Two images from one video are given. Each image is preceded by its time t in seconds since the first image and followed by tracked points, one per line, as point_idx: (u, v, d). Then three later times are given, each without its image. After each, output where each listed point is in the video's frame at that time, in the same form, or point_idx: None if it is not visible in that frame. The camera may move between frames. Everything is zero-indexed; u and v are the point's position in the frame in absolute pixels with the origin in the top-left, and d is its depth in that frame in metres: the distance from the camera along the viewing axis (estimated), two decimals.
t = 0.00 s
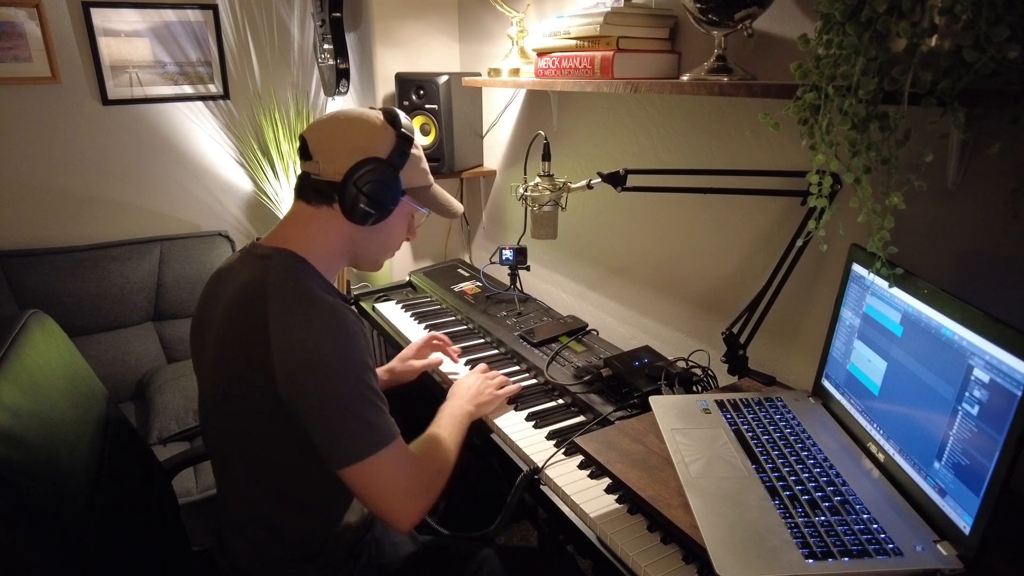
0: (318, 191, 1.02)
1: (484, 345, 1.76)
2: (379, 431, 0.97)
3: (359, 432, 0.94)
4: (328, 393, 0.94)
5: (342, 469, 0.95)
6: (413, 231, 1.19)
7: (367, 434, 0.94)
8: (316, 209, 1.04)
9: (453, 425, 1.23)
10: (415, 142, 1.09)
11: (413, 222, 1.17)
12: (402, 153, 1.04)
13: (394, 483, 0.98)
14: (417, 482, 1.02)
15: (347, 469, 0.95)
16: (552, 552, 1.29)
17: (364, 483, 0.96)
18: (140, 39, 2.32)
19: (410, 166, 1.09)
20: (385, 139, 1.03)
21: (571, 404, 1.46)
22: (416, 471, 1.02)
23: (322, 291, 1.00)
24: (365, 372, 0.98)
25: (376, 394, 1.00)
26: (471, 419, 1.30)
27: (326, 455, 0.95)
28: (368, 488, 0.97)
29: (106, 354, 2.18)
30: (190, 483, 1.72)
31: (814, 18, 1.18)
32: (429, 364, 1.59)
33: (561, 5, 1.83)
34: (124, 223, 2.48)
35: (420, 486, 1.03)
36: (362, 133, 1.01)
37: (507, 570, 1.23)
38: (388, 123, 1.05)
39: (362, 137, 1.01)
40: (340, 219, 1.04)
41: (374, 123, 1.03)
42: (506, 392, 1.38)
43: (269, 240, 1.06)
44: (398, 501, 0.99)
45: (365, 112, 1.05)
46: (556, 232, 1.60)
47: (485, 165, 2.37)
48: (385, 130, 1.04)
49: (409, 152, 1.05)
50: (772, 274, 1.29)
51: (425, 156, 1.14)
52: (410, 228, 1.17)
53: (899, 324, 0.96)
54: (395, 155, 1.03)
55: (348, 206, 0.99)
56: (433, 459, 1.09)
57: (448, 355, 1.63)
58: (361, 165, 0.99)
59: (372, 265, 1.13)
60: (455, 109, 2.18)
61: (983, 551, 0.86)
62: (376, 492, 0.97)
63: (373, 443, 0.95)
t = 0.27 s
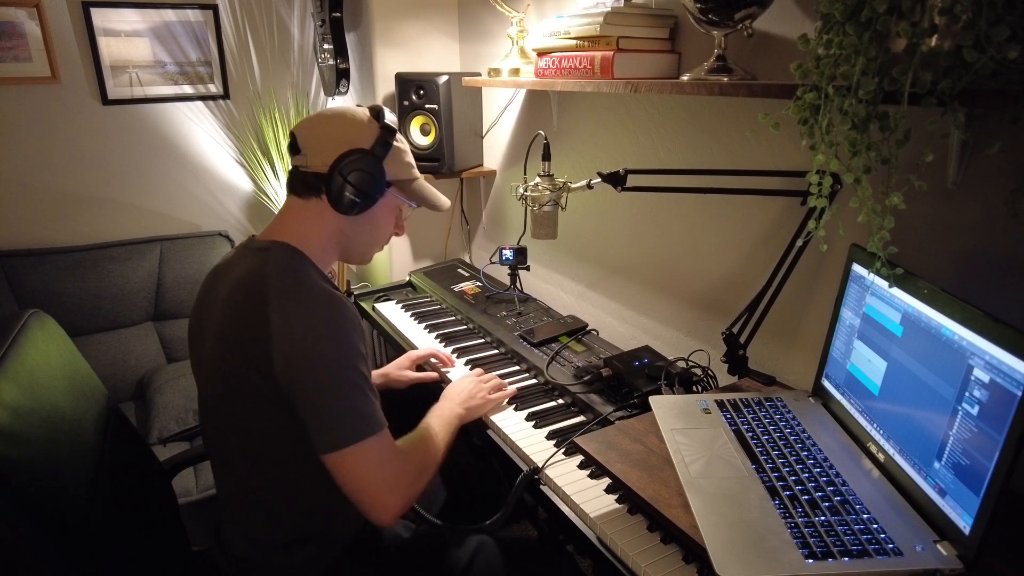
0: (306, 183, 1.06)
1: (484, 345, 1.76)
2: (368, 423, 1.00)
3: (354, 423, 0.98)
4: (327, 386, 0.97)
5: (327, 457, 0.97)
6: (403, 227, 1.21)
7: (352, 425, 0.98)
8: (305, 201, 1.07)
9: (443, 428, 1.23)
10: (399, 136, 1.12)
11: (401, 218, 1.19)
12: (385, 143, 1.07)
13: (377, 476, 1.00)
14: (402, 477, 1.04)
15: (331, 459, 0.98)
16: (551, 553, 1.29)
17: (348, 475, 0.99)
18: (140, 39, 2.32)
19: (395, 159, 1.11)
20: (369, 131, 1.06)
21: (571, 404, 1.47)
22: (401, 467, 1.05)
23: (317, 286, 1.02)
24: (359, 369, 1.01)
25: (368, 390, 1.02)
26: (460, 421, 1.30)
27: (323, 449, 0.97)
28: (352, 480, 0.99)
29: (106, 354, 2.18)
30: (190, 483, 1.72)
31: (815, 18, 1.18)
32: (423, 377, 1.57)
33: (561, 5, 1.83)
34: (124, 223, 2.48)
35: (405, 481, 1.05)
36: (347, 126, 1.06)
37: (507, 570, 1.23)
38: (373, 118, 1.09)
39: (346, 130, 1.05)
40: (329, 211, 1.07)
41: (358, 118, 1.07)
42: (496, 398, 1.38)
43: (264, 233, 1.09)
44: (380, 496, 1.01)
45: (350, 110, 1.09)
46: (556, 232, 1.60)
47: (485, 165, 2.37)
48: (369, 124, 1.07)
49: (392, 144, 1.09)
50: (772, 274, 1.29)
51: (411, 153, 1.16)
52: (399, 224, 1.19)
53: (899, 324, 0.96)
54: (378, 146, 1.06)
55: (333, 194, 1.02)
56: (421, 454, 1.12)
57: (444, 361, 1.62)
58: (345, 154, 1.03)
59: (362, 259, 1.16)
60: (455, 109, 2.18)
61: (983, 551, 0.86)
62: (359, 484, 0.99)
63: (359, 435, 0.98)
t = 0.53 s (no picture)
0: (306, 186, 1.06)
1: (484, 345, 1.76)
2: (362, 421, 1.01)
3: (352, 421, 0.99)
4: (327, 386, 0.97)
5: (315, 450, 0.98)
6: (400, 232, 1.21)
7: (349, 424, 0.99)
8: (304, 203, 1.07)
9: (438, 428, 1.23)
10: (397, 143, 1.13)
11: (399, 223, 1.19)
12: (384, 149, 1.08)
13: (363, 468, 1.01)
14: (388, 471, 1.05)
15: (321, 451, 0.98)
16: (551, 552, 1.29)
17: (336, 468, 0.99)
18: (140, 39, 2.32)
19: (393, 165, 1.11)
20: (369, 136, 1.07)
21: (571, 404, 1.47)
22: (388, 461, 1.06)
23: (316, 286, 1.02)
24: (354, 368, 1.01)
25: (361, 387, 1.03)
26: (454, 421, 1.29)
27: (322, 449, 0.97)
28: (338, 472, 1.00)
29: (105, 354, 2.18)
30: (190, 483, 1.72)
31: (814, 18, 1.18)
32: (429, 377, 1.57)
33: (561, 5, 1.83)
34: (124, 223, 2.48)
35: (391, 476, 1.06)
36: (347, 131, 1.06)
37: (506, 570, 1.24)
38: (372, 123, 1.09)
39: (346, 136, 1.06)
40: (327, 213, 1.07)
41: (358, 124, 1.08)
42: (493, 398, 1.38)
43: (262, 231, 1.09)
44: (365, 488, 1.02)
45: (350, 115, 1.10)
46: (556, 232, 1.60)
47: (485, 165, 2.37)
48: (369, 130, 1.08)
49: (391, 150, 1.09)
50: (772, 274, 1.29)
51: (409, 159, 1.16)
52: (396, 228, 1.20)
53: (899, 324, 0.96)
54: (377, 151, 1.07)
55: (332, 196, 1.03)
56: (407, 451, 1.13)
57: (449, 363, 1.62)
58: (344, 159, 1.03)
59: (358, 261, 1.16)
60: (455, 109, 2.18)
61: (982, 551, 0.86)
62: (345, 476, 1.00)
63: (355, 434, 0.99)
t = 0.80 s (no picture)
0: (302, 186, 1.06)
1: (484, 345, 1.76)
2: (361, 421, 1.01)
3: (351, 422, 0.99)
4: (326, 387, 0.97)
5: (311, 449, 0.98)
6: (394, 233, 1.22)
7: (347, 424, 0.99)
8: (300, 203, 1.07)
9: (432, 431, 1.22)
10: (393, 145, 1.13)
11: (394, 223, 1.20)
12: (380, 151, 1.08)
13: (357, 464, 1.01)
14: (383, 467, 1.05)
15: (316, 449, 0.98)
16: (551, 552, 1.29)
17: (331, 465, 0.99)
18: (140, 39, 2.32)
19: (388, 166, 1.12)
20: (364, 137, 1.07)
21: (571, 404, 1.47)
22: (384, 458, 1.06)
23: (315, 286, 1.02)
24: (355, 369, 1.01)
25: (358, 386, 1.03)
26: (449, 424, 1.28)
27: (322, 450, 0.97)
28: (332, 469, 1.00)
29: (105, 354, 2.18)
30: (190, 483, 1.72)
31: (814, 18, 1.18)
32: (425, 377, 1.56)
33: (561, 5, 1.83)
34: (124, 223, 2.48)
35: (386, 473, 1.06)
36: (342, 132, 1.06)
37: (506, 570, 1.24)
38: (368, 124, 1.10)
39: (342, 137, 1.06)
40: (323, 213, 1.08)
41: (354, 125, 1.08)
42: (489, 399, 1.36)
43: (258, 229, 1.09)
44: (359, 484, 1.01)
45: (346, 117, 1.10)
46: (556, 232, 1.60)
47: (485, 165, 2.37)
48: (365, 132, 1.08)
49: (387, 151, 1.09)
50: (772, 274, 1.29)
51: (404, 160, 1.17)
52: (390, 229, 1.20)
53: (899, 324, 0.96)
54: (373, 152, 1.07)
55: (328, 197, 1.03)
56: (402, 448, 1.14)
57: (448, 363, 1.61)
58: (340, 159, 1.03)
59: (352, 261, 1.16)
60: (455, 109, 2.18)
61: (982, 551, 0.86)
62: (339, 472, 1.00)
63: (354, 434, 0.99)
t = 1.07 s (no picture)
0: (302, 184, 1.06)
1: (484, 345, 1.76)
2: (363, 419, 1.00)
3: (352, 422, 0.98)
4: (325, 386, 0.97)
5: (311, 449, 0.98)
6: (393, 231, 1.22)
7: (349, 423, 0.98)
8: (300, 202, 1.07)
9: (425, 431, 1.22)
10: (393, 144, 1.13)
11: (393, 221, 1.20)
12: (380, 149, 1.07)
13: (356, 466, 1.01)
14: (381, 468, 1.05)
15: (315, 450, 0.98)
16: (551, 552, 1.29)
17: (332, 466, 0.99)
18: (140, 39, 2.32)
19: (388, 164, 1.12)
20: (365, 136, 1.07)
21: (570, 404, 1.47)
22: (382, 459, 1.06)
23: (315, 286, 1.02)
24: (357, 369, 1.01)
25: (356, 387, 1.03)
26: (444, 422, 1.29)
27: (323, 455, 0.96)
28: (332, 469, 1.00)
29: (105, 354, 2.18)
30: (190, 483, 1.72)
31: (814, 18, 1.18)
32: (420, 378, 1.55)
33: (561, 5, 1.83)
34: (124, 223, 2.48)
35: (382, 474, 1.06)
36: (342, 131, 1.06)
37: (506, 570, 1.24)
38: (369, 122, 1.10)
39: (342, 136, 1.05)
40: (323, 212, 1.08)
41: (354, 124, 1.08)
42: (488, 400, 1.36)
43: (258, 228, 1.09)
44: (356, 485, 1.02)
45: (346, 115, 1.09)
46: (556, 231, 1.60)
47: (486, 165, 2.37)
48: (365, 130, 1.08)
49: (387, 150, 1.09)
50: (772, 274, 1.29)
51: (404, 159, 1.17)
52: (389, 227, 1.20)
53: (899, 324, 0.96)
54: (373, 151, 1.06)
55: (328, 196, 1.03)
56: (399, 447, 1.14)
57: (446, 363, 1.61)
58: (341, 157, 1.03)
59: (351, 260, 1.16)
60: (455, 109, 2.18)
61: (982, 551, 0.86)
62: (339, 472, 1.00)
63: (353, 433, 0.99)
